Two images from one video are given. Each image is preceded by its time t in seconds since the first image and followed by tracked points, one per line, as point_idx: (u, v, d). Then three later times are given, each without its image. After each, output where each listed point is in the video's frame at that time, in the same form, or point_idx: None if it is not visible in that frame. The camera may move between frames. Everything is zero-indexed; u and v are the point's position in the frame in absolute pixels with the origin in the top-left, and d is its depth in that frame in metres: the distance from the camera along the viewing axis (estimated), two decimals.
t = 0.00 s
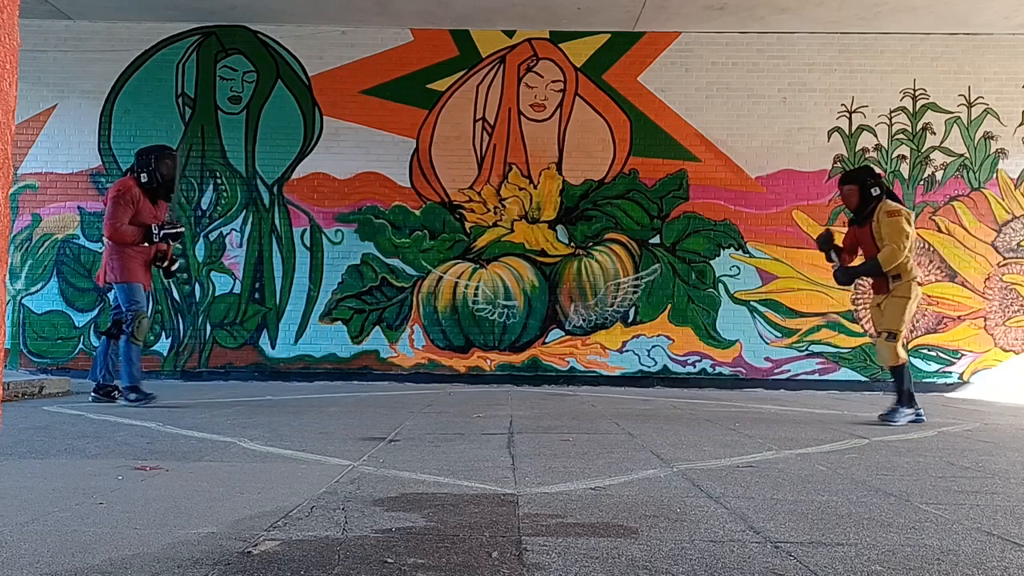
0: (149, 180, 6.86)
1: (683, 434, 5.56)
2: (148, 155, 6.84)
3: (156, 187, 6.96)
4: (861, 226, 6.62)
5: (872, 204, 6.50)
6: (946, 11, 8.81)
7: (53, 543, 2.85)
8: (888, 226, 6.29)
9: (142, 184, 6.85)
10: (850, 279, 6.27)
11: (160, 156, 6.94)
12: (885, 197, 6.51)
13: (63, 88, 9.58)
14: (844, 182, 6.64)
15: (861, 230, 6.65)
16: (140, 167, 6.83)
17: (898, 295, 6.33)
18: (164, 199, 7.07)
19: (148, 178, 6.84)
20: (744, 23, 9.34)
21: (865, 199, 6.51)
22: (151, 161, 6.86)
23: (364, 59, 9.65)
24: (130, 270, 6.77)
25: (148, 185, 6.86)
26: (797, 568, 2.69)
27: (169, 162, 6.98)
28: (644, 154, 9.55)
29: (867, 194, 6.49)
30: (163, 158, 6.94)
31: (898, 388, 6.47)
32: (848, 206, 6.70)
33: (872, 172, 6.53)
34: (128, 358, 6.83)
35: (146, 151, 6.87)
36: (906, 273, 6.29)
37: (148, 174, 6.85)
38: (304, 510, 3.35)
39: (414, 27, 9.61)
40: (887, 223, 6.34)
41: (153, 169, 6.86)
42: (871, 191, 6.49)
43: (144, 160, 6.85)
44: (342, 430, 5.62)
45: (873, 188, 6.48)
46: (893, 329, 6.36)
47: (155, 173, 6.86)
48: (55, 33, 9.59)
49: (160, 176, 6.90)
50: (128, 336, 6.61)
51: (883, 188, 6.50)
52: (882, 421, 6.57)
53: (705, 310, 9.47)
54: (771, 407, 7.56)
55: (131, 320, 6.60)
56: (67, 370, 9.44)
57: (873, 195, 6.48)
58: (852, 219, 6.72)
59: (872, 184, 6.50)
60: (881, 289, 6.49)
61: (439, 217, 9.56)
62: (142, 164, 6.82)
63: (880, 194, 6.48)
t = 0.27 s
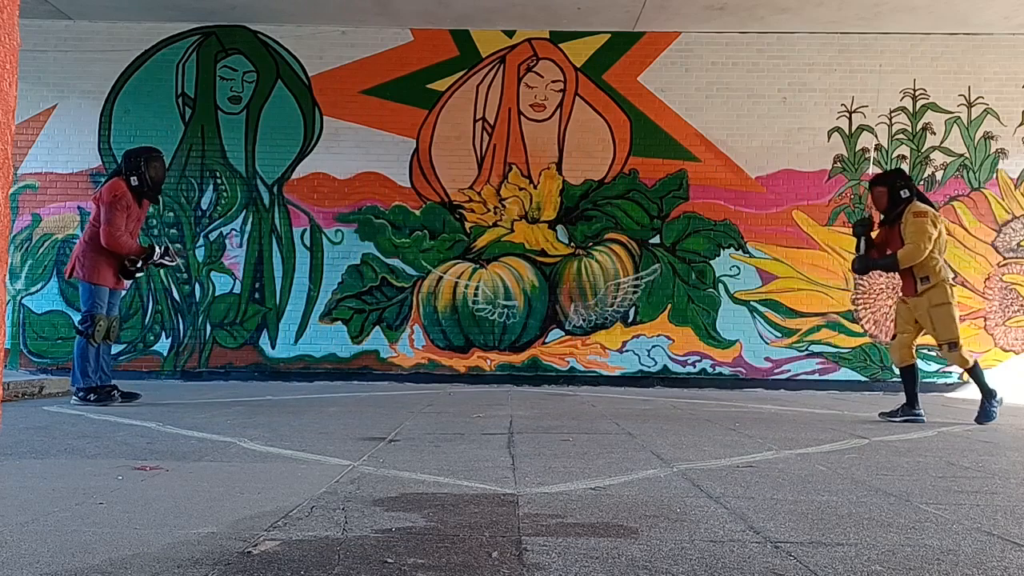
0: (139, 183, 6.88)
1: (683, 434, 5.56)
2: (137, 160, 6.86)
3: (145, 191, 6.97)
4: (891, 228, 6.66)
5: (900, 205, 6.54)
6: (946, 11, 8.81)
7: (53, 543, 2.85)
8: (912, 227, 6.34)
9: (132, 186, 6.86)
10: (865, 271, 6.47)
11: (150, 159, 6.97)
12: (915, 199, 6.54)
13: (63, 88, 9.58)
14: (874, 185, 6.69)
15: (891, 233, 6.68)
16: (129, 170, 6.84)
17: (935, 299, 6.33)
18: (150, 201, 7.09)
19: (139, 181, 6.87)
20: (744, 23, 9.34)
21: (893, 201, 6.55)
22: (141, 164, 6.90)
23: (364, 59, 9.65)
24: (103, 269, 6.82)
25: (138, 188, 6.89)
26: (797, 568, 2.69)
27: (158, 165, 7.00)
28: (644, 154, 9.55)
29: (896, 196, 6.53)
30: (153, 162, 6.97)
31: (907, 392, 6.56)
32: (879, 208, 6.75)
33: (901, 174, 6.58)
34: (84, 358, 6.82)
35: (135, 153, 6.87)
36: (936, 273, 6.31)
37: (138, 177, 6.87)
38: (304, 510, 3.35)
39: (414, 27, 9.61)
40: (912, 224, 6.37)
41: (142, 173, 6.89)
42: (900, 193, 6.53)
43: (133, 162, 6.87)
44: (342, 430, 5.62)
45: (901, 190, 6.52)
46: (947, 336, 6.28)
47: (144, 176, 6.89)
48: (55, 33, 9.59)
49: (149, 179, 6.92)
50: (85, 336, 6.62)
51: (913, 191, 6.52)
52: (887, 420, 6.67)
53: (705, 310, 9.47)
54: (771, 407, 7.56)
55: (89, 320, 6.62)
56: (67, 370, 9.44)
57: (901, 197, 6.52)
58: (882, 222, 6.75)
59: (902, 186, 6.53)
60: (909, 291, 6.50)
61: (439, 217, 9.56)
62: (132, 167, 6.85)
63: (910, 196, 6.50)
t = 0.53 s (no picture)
0: (126, 185, 6.90)
1: (684, 435, 5.56)
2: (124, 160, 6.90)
3: (132, 193, 7.00)
4: (915, 232, 6.69)
5: (928, 210, 6.56)
6: (946, 11, 8.81)
7: (53, 543, 2.85)
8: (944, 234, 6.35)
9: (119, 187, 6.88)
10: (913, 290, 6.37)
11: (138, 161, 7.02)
12: (942, 205, 6.54)
13: (63, 89, 9.58)
14: (902, 189, 6.74)
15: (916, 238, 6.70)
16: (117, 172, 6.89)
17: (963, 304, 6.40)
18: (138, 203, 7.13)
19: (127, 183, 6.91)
20: (744, 23, 9.34)
21: (921, 206, 6.58)
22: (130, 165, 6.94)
23: (364, 59, 9.65)
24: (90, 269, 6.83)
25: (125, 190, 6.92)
26: (797, 568, 2.69)
27: (146, 167, 7.06)
28: (644, 154, 9.55)
29: (924, 201, 6.55)
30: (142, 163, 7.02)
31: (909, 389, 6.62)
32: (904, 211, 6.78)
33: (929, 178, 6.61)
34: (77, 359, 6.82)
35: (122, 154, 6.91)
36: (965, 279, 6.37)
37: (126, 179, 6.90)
38: (304, 510, 3.35)
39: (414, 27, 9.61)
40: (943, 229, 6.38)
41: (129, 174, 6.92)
42: (928, 197, 6.55)
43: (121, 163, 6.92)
44: (342, 430, 5.62)
45: (930, 195, 6.54)
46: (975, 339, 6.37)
47: (132, 178, 6.93)
48: (56, 33, 9.59)
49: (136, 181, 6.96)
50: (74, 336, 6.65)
51: (942, 197, 6.54)
52: (886, 414, 6.66)
53: (705, 310, 9.47)
54: (771, 407, 7.57)
55: (77, 320, 6.67)
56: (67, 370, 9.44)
57: (930, 202, 6.54)
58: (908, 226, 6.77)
59: (930, 191, 6.56)
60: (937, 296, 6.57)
61: (439, 217, 9.56)
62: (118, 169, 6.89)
63: (937, 201, 6.52)
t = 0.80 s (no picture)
0: (108, 176, 6.81)
1: (683, 434, 5.56)
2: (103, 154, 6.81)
3: (119, 185, 6.94)
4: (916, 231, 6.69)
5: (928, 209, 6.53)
6: (946, 11, 8.81)
7: (53, 543, 2.85)
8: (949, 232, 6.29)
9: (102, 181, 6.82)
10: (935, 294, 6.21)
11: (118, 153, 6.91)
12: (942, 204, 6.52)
13: (63, 88, 9.58)
14: (904, 187, 6.70)
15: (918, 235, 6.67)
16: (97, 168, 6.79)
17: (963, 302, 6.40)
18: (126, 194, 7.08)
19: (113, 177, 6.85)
20: (744, 23, 9.34)
21: (922, 204, 6.55)
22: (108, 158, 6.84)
23: (364, 59, 9.65)
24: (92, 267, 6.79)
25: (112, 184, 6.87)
26: (797, 568, 2.69)
27: (126, 159, 6.95)
28: (644, 154, 9.55)
29: (924, 199, 6.52)
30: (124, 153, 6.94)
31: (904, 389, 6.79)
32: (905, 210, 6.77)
33: (930, 177, 6.59)
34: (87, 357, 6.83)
35: (99, 149, 6.83)
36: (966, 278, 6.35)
37: (107, 172, 6.81)
38: (304, 510, 3.35)
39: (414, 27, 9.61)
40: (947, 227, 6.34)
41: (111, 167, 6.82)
42: (929, 196, 6.52)
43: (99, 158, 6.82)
44: (342, 430, 5.62)
45: (931, 193, 6.52)
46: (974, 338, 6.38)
47: (114, 170, 6.84)
48: (56, 33, 9.59)
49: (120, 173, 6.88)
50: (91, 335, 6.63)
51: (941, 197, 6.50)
52: (881, 414, 6.90)
53: (705, 310, 9.47)
54: (771, 407, 7.57)
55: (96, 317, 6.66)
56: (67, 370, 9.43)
57: (930, 200, 6.51)
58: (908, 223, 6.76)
59: (930, 189, 6.54)
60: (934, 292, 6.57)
61: (439, 217, 9.56)
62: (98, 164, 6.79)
63: (938, 200, 6.49)
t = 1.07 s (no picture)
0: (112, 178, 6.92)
1: (683, 434, 5.56)
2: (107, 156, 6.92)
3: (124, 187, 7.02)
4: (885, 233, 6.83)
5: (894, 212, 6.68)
6: (946, 11, 8.81)
7: (54, 543, 2.85)
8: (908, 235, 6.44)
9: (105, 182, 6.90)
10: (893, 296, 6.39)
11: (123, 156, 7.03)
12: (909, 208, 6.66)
13: (63, 88, 9.58)
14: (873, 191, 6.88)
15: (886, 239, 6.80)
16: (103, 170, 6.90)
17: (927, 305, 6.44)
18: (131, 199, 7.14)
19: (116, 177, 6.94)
20: (744, 23, 9.34)
21: (889, 207, 6.70)
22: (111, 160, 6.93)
23: (364, 59, 9.65)
24: (99, 267, 6.78)
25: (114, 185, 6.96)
26: (797, 568, 2.69)
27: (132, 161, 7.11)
28: (644, 154, 9.55)
29: (891, 202, 6.68)
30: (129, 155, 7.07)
31: (896, 391, 6.70)
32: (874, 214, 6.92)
33: (896, 182, 6.76)
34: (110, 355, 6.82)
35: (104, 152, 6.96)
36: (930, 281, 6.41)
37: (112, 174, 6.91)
38: (304, 510, 3.35)
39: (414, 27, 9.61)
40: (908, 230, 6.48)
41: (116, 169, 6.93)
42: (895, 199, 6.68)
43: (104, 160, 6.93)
44: (342, 430, 5.62)
45: (897, 196, 6.68)
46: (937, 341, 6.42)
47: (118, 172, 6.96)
48: (56, 33, 9.59)
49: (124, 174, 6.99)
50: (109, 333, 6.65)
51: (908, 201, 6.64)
52: (876, 418, 6.77)
53: (705, 310, 9.47)
54: (771, 407, 7.57)
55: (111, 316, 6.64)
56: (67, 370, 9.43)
57: (896, 203, 6.67)
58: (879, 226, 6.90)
59: (898, 193, 6.69)
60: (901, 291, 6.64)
61: (439, 217, 9.56)
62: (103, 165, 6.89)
63: (904, 204, 6.64)
